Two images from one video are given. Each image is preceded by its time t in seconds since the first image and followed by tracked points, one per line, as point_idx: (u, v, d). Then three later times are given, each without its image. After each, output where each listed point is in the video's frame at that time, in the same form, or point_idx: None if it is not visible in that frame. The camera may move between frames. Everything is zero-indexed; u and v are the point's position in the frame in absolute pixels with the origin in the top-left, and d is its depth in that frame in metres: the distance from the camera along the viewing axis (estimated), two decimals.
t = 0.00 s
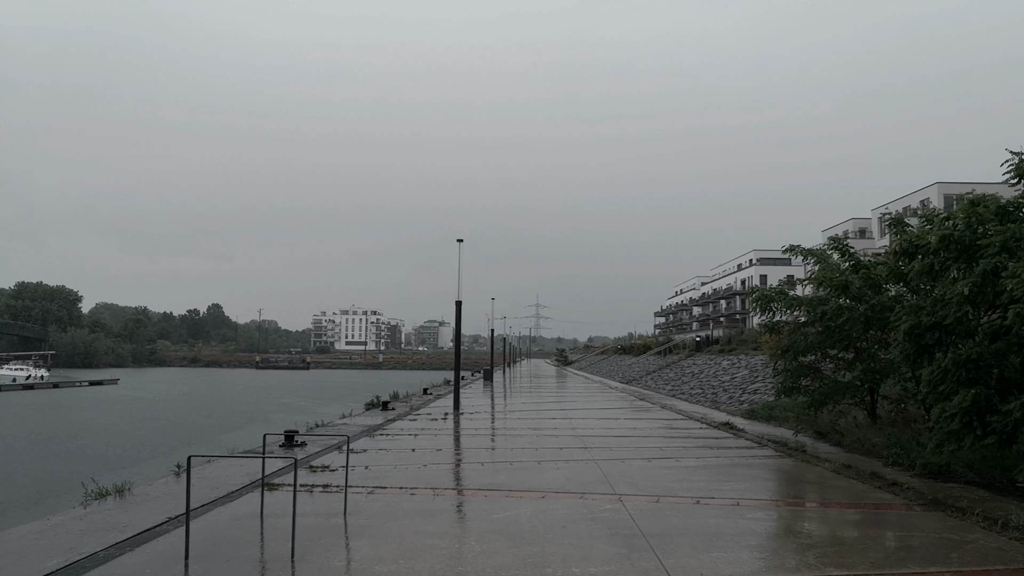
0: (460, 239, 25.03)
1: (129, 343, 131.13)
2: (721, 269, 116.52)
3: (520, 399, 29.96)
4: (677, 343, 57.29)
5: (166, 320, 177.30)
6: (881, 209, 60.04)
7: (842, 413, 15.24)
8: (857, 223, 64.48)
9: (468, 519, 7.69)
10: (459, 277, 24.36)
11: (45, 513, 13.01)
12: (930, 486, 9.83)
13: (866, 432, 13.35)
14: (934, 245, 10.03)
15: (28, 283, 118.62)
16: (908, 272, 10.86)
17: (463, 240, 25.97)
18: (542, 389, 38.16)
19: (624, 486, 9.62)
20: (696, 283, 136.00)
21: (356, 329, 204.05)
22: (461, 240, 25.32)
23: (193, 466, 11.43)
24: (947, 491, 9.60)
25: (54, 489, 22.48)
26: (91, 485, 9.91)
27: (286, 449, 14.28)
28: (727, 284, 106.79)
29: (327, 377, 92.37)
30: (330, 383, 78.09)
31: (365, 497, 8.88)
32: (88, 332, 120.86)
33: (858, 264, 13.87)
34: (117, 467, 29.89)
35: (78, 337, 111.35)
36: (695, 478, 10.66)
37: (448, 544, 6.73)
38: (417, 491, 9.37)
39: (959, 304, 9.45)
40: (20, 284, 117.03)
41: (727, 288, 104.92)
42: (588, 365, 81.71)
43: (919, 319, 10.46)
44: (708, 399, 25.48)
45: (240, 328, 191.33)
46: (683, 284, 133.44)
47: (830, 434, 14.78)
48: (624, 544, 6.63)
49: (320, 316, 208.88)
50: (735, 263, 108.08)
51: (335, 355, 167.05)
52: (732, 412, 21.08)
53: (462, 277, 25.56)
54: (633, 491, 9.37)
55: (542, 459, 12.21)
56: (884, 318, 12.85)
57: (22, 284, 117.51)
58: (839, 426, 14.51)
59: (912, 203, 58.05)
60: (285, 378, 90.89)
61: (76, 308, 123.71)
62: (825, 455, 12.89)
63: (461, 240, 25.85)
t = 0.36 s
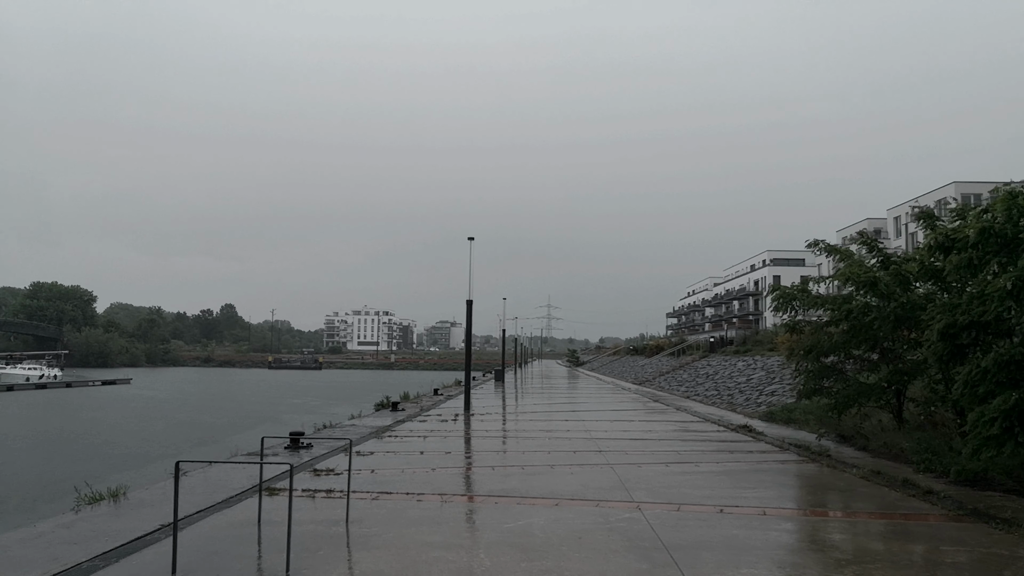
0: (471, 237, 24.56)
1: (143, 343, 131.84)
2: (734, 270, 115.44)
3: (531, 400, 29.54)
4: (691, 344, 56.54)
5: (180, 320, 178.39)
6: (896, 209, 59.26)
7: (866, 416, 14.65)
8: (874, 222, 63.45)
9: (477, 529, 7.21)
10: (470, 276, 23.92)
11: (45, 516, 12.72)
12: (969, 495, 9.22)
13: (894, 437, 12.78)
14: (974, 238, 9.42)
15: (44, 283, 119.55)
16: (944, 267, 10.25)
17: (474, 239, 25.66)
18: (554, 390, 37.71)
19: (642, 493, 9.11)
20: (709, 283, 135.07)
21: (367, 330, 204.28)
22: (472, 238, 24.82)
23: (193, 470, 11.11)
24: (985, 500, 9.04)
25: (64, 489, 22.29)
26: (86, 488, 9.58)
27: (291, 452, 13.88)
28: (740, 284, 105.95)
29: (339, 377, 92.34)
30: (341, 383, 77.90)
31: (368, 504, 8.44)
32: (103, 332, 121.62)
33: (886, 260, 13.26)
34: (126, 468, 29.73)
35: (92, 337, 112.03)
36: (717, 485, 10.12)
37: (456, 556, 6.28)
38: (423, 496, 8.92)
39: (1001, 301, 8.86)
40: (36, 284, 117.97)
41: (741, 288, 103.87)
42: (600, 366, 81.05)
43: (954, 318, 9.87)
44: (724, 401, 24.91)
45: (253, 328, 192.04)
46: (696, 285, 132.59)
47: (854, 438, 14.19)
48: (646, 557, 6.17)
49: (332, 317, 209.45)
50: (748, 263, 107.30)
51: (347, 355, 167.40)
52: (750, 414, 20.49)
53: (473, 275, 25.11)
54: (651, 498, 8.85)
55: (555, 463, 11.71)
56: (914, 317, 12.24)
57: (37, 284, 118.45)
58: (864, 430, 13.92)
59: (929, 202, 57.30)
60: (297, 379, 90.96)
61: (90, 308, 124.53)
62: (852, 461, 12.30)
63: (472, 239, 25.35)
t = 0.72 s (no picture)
0: (478, 235, 24.00)
1: (152, 345, 132.18)
2: (744, 269, 114.36)
3: (540, 401, 29.01)
4: (702, 344, 55.78)
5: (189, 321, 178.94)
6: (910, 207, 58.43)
7: (890, 418, 14.03)
8: (887, 219, 62.38)
9: (484, 542, 6.72)
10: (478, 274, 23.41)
11: (36, 523, 12.40)
12: (1010, 504, 8.62)
13: (921, 440, 12.19)
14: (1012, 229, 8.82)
15: (54, 285, 120.09)
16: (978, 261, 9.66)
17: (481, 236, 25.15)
18: (563, 391, 37.18)
19: (659, 502, 8.57)
20: (719, 283, 134.04)
21: (376, 331, 204.19)
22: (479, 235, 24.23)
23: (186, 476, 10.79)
24: None
25: (67, 492, 22.07)
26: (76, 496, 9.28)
27: (292, 457, 13.42)
28: (751, 284, 105.02)
29: (347, 378, 92.13)
30: (350, 384, 77.66)
31: (368, 514, 7.96)
32: (113, 333, 122.04)
33: (912, 256, 12.63)
34: (133, 469, 29.55)
35: (102, 339, 112.34)
36: (738, 492, 9.56)
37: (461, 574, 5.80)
38: (428, 505, 8.42)
39: None
40: (46, 286, 118.51)
41: (751, 288, 102.88)
42: (609, 367, 80.34)
43: (990, 315, 9.28)
44: (738, 402, 24.29)
45: (262, 330, 192.37)
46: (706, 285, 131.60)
47: (877, 442, 13.57)
48: None
49: (341, 318, 209.67)
50: (758, 263, 106.34)
51: (355, 356, 167.31)
52: (766, 416, 19.86)
53: (481, 274, 24.63)
54: (669, 508, 8.30)
55: (566, 469, 11.17)
56: (944, 315, 11.61)
57: (48, 286, 118.96)
58: (889, 432, 13.28)
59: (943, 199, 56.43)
60: (305, 380, 90.78)
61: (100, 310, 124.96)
62: (879, 466, 11.70)
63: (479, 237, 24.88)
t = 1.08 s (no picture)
0: (480, 230, 23.46)
1: (155, 343, 132.00)
2: (749, 266, 113.58)
3: (544, 400, 28.48)
4: (707, 342, 55.17)
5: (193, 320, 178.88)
6: (916, 204, 57.86)
7: (908, 417, 13.48)
8: (895, 216, 61.63)
9: (484, 555, 6.22)
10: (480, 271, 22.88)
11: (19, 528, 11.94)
12: None
13: (943, 443, 11.63)
14: None
15: (57, 283, 119.96)
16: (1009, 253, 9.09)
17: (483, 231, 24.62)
18: (567, 390, 36.64)
19: (672, 510, 8.03)
20: (723, 281, 133.49)
21: (380, 329, 204.01)
22: (482, 230, 23.69)
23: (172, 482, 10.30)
24: None
25: (61, 494, 21.64)
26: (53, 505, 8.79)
27: (287, 460, 12.92)
28: (755, 281, 104.36)
29: (351, 377, 91.72)
30: (353, 383, 77.26)
31: (361, 523, 7.44)
32: (116, 332, 121.88)
33: (932, 249, 12.10)
34: (130, 469, 29.17)
35: (105, 338, 112.07)
36: (753, 498, 9.03)
37: None
38: (424, 514, 7.91)
39: None
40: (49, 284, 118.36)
41: (756, 285, 102.12)
42: (613, 365, 79.77)
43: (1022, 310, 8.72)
44: (747, 401, 23.70)
45: (265, 328, 192.17)
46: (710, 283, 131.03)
47: (895, 443, 13.01)
48: None
49: (344, 316, 209.46)
50: (763, 260, 105.65)
51: (359, 355, 167.02)
52: (776, 416, 19.31)
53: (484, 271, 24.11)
54: (682, 515, 7.79)
55: (571, 472, 10.65)
56: (967, 310, 11.07)
57: (51, 285, 118.84)
58: (907, 434, 12.73)
59: (950, 195, 55.81)
60: (308, 378, 90.35)
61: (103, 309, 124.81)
62: (899, 470, 11.16)
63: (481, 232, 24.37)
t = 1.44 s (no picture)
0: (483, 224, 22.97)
1: (160, 340, 132.13)
2: (754, 263, 112.81)
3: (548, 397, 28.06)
4: (712, 339, 54.59)
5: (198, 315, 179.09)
6: (924, 200, 57.19)
7: (926, 416, 12.97)
8: (902, 212, 60.97)
9: (483, 566, 5.78)
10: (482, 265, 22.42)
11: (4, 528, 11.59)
12: None
13: (964, 443, 11.15)
14: None
15: (62, 279, 120.04)
16: None
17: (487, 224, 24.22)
18: (571, 387, 36.23)
19: (683, 514, 7.58)
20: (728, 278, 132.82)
21: (384, 325, 203.95)
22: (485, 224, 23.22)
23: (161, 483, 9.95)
24: None
25: (56, 490, 21.29)
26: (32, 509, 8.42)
27: (283, 458, 12.51)
28: (760, 278, 103.68)
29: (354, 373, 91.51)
30: (356, 379, 77.01)
31: (353, 529, 7.03)
32: (121, 328, 121.94)
33: (952, 241, 11.59)
34: (130, 465, 28.89)
35: (110, 334, 112.06)
36: (768, 501, 8.55)
37: None
38: (422, 518, 7.48)
39: None
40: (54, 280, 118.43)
41: (762, 282, 101.38)
42: (618, 362, 79.27)
43: None
44: (755, 399, 23.23)
45: (270, 324, 192.26)
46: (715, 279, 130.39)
47: (913, 443, 12.51)
48: None
49: (349, 312, 209.42)
50: (769, 257, 104.95)
51: (363, 351, 166.91)
52: (787, 413, 18.82)
53: (487, 265, 23.72)
54: (695, 521, 7.33)
55: (577, 473, 10.19)
56: (991, 305, 10.55)
57: (56, 281, 118.94)
58: (926, 433, 12.23)
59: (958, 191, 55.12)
60: (312, 374, 90.19)
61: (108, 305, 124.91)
62: (919, 471, 10.67)
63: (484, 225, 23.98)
